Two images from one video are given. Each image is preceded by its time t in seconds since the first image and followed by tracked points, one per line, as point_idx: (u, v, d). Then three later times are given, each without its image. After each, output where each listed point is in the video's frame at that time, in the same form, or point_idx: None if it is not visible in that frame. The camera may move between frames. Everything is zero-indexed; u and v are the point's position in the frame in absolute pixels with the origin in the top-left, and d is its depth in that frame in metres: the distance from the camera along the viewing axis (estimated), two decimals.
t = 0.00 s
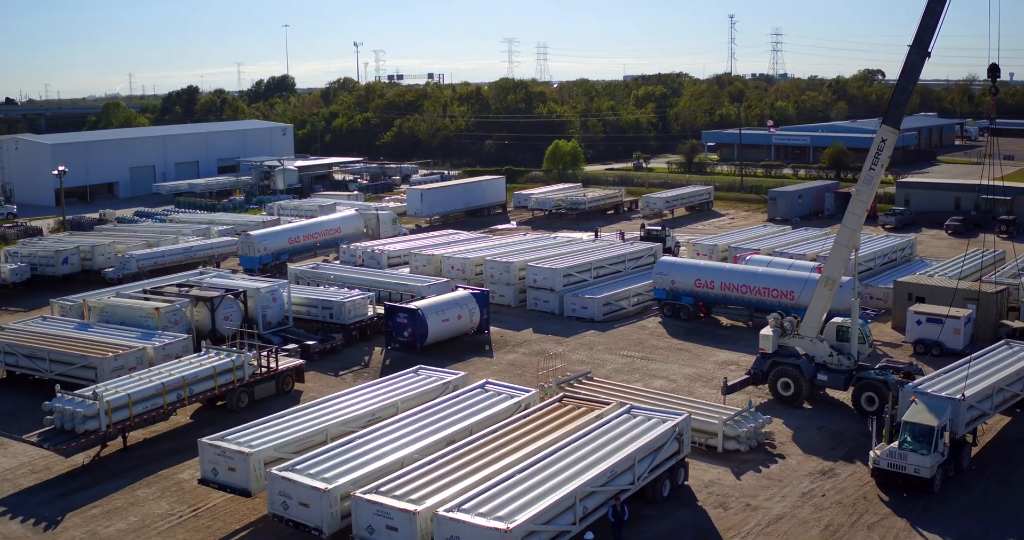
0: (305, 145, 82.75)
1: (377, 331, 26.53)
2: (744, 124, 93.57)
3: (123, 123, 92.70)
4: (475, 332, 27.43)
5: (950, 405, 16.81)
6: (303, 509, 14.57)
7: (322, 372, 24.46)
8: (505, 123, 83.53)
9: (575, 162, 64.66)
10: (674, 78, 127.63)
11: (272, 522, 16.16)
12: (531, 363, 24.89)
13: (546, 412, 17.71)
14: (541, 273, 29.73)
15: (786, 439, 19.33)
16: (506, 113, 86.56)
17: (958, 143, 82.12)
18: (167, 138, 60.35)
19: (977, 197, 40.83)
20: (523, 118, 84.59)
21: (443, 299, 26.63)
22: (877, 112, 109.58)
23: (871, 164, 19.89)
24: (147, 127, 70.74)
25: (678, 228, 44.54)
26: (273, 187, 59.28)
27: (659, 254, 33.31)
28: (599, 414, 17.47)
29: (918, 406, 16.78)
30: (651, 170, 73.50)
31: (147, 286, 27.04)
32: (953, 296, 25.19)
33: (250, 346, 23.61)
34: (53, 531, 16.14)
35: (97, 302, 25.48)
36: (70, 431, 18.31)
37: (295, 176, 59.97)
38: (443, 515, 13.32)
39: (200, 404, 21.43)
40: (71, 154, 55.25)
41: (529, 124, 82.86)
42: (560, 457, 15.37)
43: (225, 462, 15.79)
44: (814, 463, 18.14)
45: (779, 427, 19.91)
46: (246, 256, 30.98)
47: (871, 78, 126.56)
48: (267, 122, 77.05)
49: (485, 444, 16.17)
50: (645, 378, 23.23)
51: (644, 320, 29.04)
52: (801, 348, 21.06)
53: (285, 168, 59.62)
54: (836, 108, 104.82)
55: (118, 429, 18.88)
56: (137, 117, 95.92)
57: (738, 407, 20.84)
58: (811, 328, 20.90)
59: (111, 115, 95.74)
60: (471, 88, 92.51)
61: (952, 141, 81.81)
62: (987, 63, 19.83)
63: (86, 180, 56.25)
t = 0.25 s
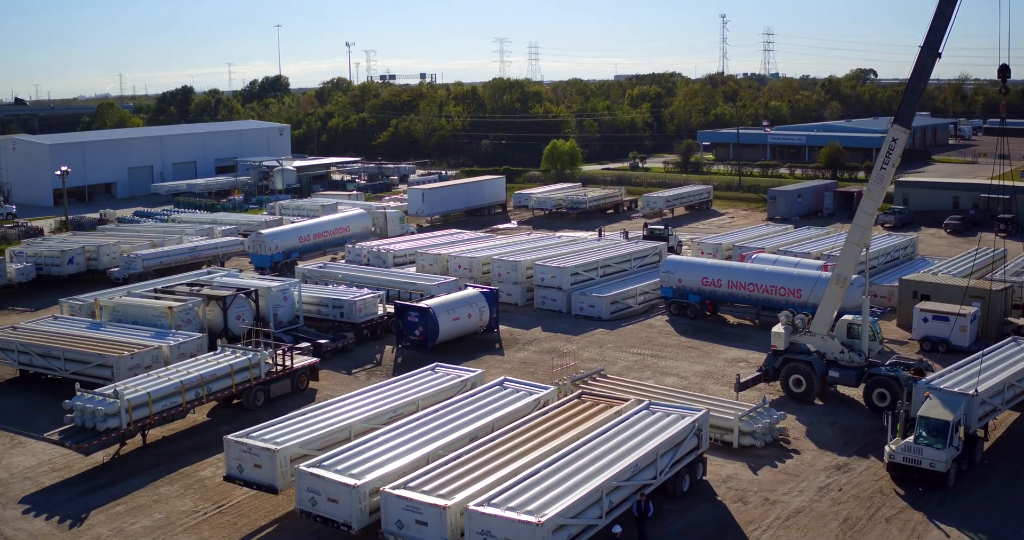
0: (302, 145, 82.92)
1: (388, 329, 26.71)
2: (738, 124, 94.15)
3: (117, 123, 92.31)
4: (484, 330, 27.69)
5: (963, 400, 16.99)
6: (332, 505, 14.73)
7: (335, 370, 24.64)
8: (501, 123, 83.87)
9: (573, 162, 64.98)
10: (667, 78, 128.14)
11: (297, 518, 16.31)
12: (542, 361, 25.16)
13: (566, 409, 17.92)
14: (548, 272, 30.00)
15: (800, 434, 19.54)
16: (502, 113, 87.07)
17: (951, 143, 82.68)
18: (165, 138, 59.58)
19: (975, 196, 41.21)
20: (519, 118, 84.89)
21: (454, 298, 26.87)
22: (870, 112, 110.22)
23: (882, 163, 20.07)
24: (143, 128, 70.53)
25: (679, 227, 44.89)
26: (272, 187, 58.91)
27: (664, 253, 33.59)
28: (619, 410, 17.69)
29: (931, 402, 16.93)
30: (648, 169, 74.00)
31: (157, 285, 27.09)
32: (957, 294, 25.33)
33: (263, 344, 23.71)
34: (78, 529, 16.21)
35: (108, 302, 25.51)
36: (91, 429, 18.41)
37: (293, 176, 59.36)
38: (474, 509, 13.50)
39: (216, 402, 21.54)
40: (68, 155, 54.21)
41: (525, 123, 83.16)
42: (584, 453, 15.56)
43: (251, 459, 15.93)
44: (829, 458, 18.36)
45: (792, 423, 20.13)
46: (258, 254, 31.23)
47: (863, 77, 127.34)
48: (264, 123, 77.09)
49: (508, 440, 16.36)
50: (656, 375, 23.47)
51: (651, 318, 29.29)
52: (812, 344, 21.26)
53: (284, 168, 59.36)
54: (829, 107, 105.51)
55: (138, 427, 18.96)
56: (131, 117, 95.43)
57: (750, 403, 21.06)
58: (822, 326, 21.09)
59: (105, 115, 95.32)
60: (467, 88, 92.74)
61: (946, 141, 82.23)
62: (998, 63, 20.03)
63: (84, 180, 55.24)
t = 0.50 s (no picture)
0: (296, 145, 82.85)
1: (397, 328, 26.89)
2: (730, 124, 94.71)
3: (108, 124, 91.77)
4: (492, 329, 27.91)
5: (975, 396, 17.27)
6: (359, 501, 14.88)
7: (346, 369, 24.82)
8: (495, 123, 84.08)
9: (568, 162, 65.24)
10: (658, 78, 128.68)
11: (320, 514, 16.45)
12: (551, 358, 25.41)
13: (583, 406, 18.14)
14: (554, 270, 30.27)
15: (812, 430, 19.78)
16: (495, 113, 87.26)
17: (943, 142, 83.38)
18: (161, 138, 58.90)
19: (971, 195, 41.69)
20: (513, 118, 85.16)
21: (463, 297, 27.09)
22: (860, 111, 111.03)
23: (891, 162, 20.30)
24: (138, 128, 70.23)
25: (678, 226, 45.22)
26: (269, 187, 58.58)
27: (667, 252, 33.90)
28: (636, 407, 17.92)
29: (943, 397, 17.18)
30: (642, 169, 74.41)
31: (166, 285, 27.14)
32: (961, 291, 25.57)
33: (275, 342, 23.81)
34: (102, 527, 16.27)
35: (119, 302, 25.55)
36: (110, 428, 18.53)
37: (290, 176, 58.85)
38: (502, 503, 13.70)
39: (231, 401, 21.64)
40: (64, 156, 53.53)
41: (519, 123, 83.44)
42: (606, 449, 15.76)
43: (275, 456, 16.07)
44: (841, 453, 18.60)
45: (803, 419, 20.39)
46: (267, 252, 31.52)
47: (853, 77, 128.23)
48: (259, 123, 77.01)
49: (529, 436, 16.55)
50: (666, 373, 23.73)
51: (656, 317, 29.57)
52: (821, 341, 21.49)
53: (279, 168, 58.95)
54: (820, 107, 106.28)
55: (156, 426, 19.06)
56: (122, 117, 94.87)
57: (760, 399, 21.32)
58: (831, 322, 21.32)
59: (96, 115, 94.77)
60: (461, 88, 92.87)
61: (937, 140, 82.99)
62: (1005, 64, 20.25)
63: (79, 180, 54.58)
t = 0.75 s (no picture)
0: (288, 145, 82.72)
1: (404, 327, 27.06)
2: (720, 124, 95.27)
3: (98, 125, 91.31)
4: (498, 328, 28.14)
5: (983, 390, 17.43)
6: (383, 497, 15.06)
7: (356, 368, 24.98)
8: (487, 122, 84.25)
9: (562, 161, 65.52)
10: (647, 78, 129.24)
11: (342, 511, 16.62)
12: (558, 357, 25.65)
13: (599, 402, 18.39)
14: (558, 269, 30.53)
15: (821, 425, 20.04)
16: (487, 113, 87.41)
17: (931, 141, 84.19)
18: (155, 138, 58.60)
19: (964, 194, 42.20)
20: (505, 118, 85.39)
21: (469, 296, 27.30)
22: (849, 111, 111.90)
23: (896, 161, 20.59)
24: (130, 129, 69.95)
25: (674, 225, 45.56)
26: (263, 187, 58.40)
27: (668, 251, 34.24)
28: (651, 403, 18.19)
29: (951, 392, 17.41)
30: (634, 169, 74.81)
31: (173, 285, 27.21)
32: (962, 288, 25.91)
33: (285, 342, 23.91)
34: (124, 525, 16.35)
35: (127, 302, 25.60)
36: (128, 427, 18.61)
37: (284, 176, 58.58)
38: (528, 498, 13.92)
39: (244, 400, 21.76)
40: (59, 157, 53.29)
41: (511, 123, 83.69)
42: (625, 445, 15.99)
43: (297, 454, 16.21)
44: (851, 448, 18.86)
45: (811, 414, 20.66)
46: (274, 251, 31.89)
47: (840, 77, 129.23)
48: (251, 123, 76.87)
49: (548, 433, 16.77)
50: (674, 370, 24.02)
51: (659, 315, 29.86)
52: (827, 338, 21.76)
53: (274, 168, 58.73)
54: (809, 107, 107.10)
55: (173, 424, 19.17)
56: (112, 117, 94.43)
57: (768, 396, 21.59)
58: (838, 320, 21.59)
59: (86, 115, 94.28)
60: (453, 88, 92.98)
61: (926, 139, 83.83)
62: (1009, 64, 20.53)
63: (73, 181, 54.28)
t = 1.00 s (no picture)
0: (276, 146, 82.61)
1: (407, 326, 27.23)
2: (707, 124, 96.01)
3: (84, 125, 90.79)
4: (500, 326, 28.36)
5: (986, 386, 17.72)
6: (404, 493, 15.24)
7: (362, 367, 25.15)
8: (476, 122, 84.45)
9: (552, 161, 65.87)
10: (633, 78, 129.91)
11: (360, 507, 16.80)
12: (562, 355, 25.90)
13: (611, 399, 18.65)
14: (558, 268, 30.79)
15: (826, 421, 20.29)
16: (476, 113, 87.63)
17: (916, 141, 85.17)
18: (145, 138, 58.39)
19: (953, 193, 42.85)
20: (494, 118, 85.67)
21: (472, 295, 27.48)
22: (833, 111, 113.00)
23: (898, 161, 20.93)
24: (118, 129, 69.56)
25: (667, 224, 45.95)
26: (254, 187, 57.99)
27: (665, 250, 34.58)
28: (662, 400, 18.47)
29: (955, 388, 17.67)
30: (624, 169, 75.28)
31: (177, 285, 27.24)
32: (957, 286, 26.27)
33: (292, 341, 23.98)
34: (143, 523, 16.41)
35: (132, 301, 25.60)
36: (141, 426, 18.65)
37: (276, 176, 58.36)
38: (550, 492, 14.13)
39: (253, 399, 21.86)
40: (49, 157, 53.02)
41: (500, 123, 83.96)
42: (641, 441, 16.24)
43: (316, 451, 16.34)
44: (857, 442, 19.08)
45: (816, 409, 20.95)
46: (277, 250, 32.33)
47: (824, 77, 130.46)
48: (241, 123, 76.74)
49: (563, 429, 16.99)
50: (678, 367, 24.31)
51: (659, 313, 30.16)
52: (830, 335, 22.04)
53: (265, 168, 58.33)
54: (794, 107, 108.09)
55: (186, 423, 19.24)
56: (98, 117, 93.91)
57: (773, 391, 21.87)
58: (840, 317, 21.90)
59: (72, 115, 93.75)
60: (441, 88, 93.12)
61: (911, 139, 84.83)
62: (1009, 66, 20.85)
63: (64, 182, 53.98)
